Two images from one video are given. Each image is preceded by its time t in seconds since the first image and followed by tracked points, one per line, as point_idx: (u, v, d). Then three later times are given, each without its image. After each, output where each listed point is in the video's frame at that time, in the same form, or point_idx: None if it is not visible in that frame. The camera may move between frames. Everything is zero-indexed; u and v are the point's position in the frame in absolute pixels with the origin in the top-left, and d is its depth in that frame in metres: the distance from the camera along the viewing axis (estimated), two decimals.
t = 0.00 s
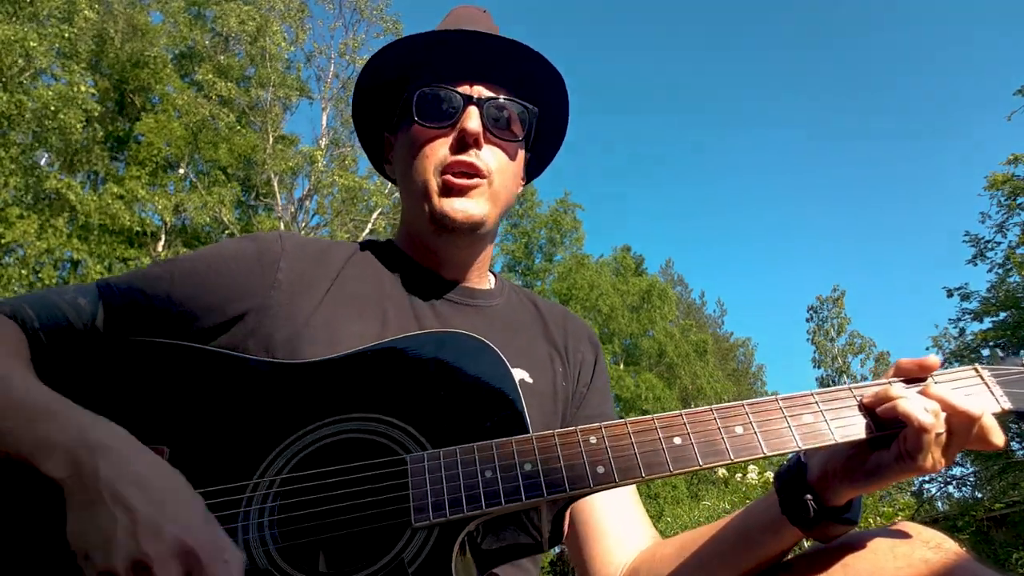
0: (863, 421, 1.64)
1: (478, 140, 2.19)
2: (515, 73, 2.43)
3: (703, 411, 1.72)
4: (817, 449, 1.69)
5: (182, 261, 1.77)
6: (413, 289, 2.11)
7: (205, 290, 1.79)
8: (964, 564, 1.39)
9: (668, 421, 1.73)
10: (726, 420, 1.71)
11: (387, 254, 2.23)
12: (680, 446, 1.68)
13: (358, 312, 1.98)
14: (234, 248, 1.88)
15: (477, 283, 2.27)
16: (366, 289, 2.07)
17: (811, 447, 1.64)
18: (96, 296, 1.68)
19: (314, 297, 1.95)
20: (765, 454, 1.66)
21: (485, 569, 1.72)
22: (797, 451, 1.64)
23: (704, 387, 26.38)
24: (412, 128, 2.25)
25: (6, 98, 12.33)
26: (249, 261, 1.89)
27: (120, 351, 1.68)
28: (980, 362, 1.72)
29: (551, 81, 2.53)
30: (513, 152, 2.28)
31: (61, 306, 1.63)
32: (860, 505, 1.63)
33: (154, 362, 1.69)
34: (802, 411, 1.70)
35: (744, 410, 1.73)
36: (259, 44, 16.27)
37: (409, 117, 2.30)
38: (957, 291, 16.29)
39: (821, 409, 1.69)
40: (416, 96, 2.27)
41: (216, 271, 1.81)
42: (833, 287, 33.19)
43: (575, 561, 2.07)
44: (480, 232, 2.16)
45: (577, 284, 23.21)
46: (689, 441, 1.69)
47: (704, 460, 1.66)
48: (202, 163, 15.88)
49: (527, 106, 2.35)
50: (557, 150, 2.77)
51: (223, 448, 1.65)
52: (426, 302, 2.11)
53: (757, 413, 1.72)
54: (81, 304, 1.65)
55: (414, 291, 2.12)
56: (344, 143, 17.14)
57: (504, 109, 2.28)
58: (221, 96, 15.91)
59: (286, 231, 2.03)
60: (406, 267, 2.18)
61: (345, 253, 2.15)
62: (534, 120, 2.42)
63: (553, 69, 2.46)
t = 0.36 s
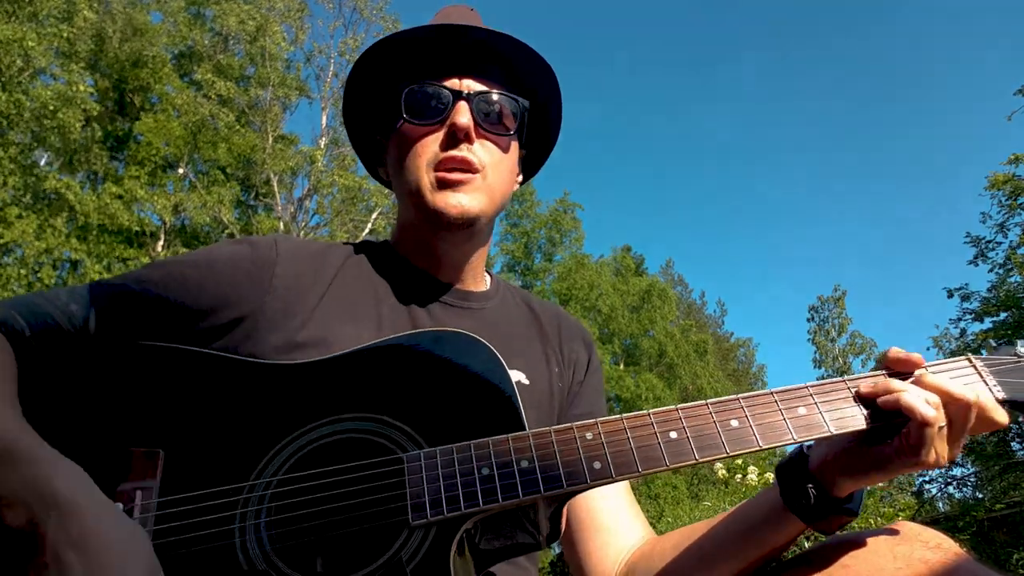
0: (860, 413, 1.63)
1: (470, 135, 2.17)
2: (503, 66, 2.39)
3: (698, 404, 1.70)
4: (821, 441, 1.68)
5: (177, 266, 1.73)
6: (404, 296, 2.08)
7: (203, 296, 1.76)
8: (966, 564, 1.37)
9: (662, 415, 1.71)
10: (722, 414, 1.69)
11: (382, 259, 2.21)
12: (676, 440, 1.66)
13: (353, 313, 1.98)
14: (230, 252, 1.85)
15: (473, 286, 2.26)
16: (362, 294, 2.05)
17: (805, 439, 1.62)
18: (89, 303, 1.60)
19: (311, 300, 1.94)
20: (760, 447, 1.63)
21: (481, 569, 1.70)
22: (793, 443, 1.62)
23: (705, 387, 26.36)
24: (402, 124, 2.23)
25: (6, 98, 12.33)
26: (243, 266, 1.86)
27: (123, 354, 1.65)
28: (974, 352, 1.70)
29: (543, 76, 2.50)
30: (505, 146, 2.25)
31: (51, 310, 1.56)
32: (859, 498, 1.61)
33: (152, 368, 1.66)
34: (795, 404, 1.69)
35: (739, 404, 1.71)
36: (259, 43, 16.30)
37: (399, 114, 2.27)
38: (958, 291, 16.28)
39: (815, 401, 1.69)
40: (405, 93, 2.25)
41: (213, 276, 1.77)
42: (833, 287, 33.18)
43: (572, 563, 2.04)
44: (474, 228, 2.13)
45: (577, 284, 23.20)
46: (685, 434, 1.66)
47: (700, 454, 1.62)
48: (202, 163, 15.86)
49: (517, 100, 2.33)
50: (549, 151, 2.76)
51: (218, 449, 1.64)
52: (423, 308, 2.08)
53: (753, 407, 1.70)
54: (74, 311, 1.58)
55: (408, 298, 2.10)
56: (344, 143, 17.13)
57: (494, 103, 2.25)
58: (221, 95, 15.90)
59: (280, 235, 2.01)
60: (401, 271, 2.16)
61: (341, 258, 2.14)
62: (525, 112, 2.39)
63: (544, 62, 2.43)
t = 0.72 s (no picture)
0: (859, 407, 1.61)
1: (470, 135, 2.17)
2: (501, 63, 2.38)
3: (697, 398, 1.70)
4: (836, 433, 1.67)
5: (171, 262, 1.76)
6: (401, 297, 2.08)
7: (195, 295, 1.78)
8: (965, 563, 1.37)
9: (662, 409, 1.70)
10: (722, 406, 1.69)
11: (381, 258, 2.20)
12: (676, 435, 1.65)
13: (354, 315, 1.97)
14: (226, 249, 1.86)
15: (475, 285, 2.23)
16: (359, 291, 2.05)
17: (805, 431, 1.62)
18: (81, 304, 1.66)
19: (307, 297, 1.93)
20: (760, 440, 1.63)
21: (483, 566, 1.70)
22: (793, 435, 1.62)
23: (705, 387, 26.35)
24: (401, 123, 2.22)
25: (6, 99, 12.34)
26: (239, 263, 1.87)
27: (117, 355, 1.66)
28: (972, 341, 1.71)
29: (542, 70, 2.49)
30: (505, 145, 2.25)
31: (43, 310, 1.63)
32: (875, 488, 1.62)
33: (143, 371, 1.66)
34: (795, 396, 1.68)
35: (738, 396, 1.70)
36: (259, 43, 16.34)
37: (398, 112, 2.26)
38: (958, 292, 16.28)
39: (815, 393, 1.68)
40: (406, 90, 2.23)
41: (207, 273, 1.79)
42: (834, 288, 33.12)
43: (574, 561, 2.03)
44: (474, 230, 2.13)
45: (577, 284, 23.21)
46: (686, 429, 1.66)
47: (701, 448, 1.63)
48: (202, 163, 15.86)
49: (518, 97, 2.32)
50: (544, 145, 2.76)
51: (216, 451, 1.64)
52: (424, 312, 2.08)
53: (751, 399, 1.69)
54: (66, 312, 1.64)
55: (408, 299, 2.09)
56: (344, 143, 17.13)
57: (496, 102, 2.25)
58: (221, 95, 15.90)
59: (274, 234, 2.01)
60: (400, 271, 2.15)
61: (337, 256, 2.13)
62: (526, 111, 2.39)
63: (543, 58, 2.42)
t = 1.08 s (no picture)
0: (854, 410, 1.62)
1: (462, 141, 2.16)
2: (493, 67, 2.39)
3: (694, 401, 1.69)
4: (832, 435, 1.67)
5: (168, 267, 1.75)
6: (400, 296, 2.08)
7: (194, 293, 1.77)
8: (966, 563, 1.37)
9: (658, 411, 1.70)
10: (718, 409, 1.69)
11: (377, 259, 2.20)
12: (672, 437, 1.65)
13: (350, 315, 1.97)
14: (222, 253, 1.86)
15: (469, 285, 2.24)
16: (357, 292, 2.05)
17: (801, 434, 1.62)
18: (81, 306, 1.63)
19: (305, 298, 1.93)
20: (757, 443, 1.63)
21: (480, 567, 1.69)
22: (789, 439, 1.63)
23: (705, 387, 26.33)
24: (394, 132, 2.23)
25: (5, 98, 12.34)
26: (236, 267, 1.87)
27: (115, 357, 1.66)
28: (969, 344, 1.70)
29: (535, 72, 2.49)
30: (499, 150, 2.25)
31: (43, 313, 1.60)
32: (876, 493, 1.60)
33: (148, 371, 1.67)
34: (791, 399, 1.69)
35: (735, 398, 1.70)
36: (259, 43, 16.34)
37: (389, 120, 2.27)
38: (958, 292, 16.26)
39: (812, 397, 1.68)
40: (396, 99, 2.25)
41: (204, 277, 1.79)
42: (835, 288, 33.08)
43: (573, 561, 2.04)
44: (468, 236, 2.13)
45: (577, 284, 23.21)
46: (682, 431, 1.66)
47: (697, 451, 1.63)
48: (202, 162, 15.87)
49: (512, 100, 2.32)
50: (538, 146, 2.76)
51: (213, 452, 1.64)
52: (420, 312, 2.07)
53: (748, 402, 1.69)
54: (65, 312, 1.61)
55: (404, 299, 2.09)
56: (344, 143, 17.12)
57: (487, 106, 2.25)
58: (220, 95, 15.91)
59: (272, 236, 2.02)
60: (395, 272, 2.15)
61: (335, 258, 2.13)
62: (520, 113, 2.39)
63: (537, 60, 2.42)
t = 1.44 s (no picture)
0: (857, 417, 1.61)
1: (460, 151, 2.17)
2: (492, 78, 2.40)
3: (694, 405, 1.69)
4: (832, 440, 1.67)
5: (168, 269, 1.78)
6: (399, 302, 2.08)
7: (192, 294, 1.79)
8: (965, 564, 1.37)
9: (657, 415, 1.70)
10: (716, 413, 1.69)
11: (374, 262, 2.19)
12: (671, 441, 1.65)
13: (349, 317, 1.97)
14: (220, 254, 1.87)
15: (467, 286, 2.22)
16: (355, 293, 2.06)
17: (801, 439, 1.62)
18: (83, 303, 1.66)
19: (303, 299, 1.94)
20: (756, 448, 1.63)
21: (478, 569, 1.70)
22: (789, 443, 1.62)
23: (705, 387, 26.36)
24: (391, 142, 2.23)
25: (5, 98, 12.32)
26: (234, 268, 1.87)
27: (118, 356, 1.65)
28: (971, 351, 1.70)
29: (533, 85, 2.50)
30: (496, 159, 2.26)
31: (47, 309, 1.63)
32: (873, 497, 1.61)
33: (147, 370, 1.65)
34: (791, 404, 1.68)
35: (735, 404, 1.70)
36: (259, 43, 16.35)
37: (386, 131, 2.27)
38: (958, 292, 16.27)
39: (811, 402, 1.68)
40: (393, 112, 2.25)
41: (202, 278, 1.80)
42: (835, 288, 33.07)
43: (574, 561, 2.04)
44: (467, 244, 2.14)
45: (577, 284, 23.23)
46: (680, 435, 1.66)
47: (695, 455, 1.63)
48: (202, 162, 15.88)
49: (508, 110, 2.33)
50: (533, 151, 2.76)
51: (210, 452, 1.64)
52: (417, 313, 2.08)
53: (748, 407, 1.69)
54: (68, 309, 1.64)
55: (402, 303, 2.09)
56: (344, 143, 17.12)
57: (484, 117, 2.26)
58: (220, 95, 15.92)
59: (270, 237, 2.02)
60: (394, 275, 2.15)
61: (332, 261, 2.12)
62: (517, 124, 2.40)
63: (534, 72, 2.42)
